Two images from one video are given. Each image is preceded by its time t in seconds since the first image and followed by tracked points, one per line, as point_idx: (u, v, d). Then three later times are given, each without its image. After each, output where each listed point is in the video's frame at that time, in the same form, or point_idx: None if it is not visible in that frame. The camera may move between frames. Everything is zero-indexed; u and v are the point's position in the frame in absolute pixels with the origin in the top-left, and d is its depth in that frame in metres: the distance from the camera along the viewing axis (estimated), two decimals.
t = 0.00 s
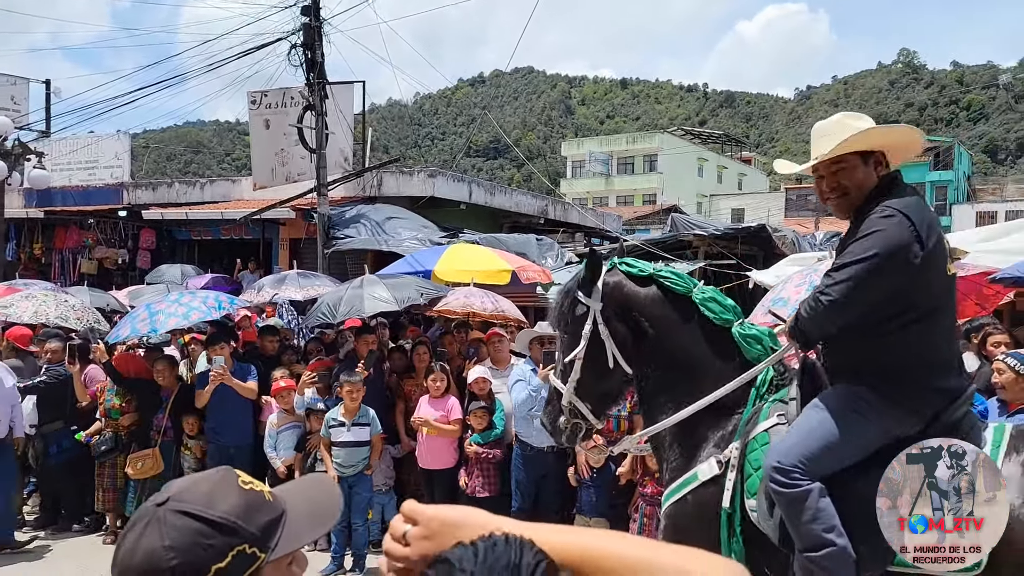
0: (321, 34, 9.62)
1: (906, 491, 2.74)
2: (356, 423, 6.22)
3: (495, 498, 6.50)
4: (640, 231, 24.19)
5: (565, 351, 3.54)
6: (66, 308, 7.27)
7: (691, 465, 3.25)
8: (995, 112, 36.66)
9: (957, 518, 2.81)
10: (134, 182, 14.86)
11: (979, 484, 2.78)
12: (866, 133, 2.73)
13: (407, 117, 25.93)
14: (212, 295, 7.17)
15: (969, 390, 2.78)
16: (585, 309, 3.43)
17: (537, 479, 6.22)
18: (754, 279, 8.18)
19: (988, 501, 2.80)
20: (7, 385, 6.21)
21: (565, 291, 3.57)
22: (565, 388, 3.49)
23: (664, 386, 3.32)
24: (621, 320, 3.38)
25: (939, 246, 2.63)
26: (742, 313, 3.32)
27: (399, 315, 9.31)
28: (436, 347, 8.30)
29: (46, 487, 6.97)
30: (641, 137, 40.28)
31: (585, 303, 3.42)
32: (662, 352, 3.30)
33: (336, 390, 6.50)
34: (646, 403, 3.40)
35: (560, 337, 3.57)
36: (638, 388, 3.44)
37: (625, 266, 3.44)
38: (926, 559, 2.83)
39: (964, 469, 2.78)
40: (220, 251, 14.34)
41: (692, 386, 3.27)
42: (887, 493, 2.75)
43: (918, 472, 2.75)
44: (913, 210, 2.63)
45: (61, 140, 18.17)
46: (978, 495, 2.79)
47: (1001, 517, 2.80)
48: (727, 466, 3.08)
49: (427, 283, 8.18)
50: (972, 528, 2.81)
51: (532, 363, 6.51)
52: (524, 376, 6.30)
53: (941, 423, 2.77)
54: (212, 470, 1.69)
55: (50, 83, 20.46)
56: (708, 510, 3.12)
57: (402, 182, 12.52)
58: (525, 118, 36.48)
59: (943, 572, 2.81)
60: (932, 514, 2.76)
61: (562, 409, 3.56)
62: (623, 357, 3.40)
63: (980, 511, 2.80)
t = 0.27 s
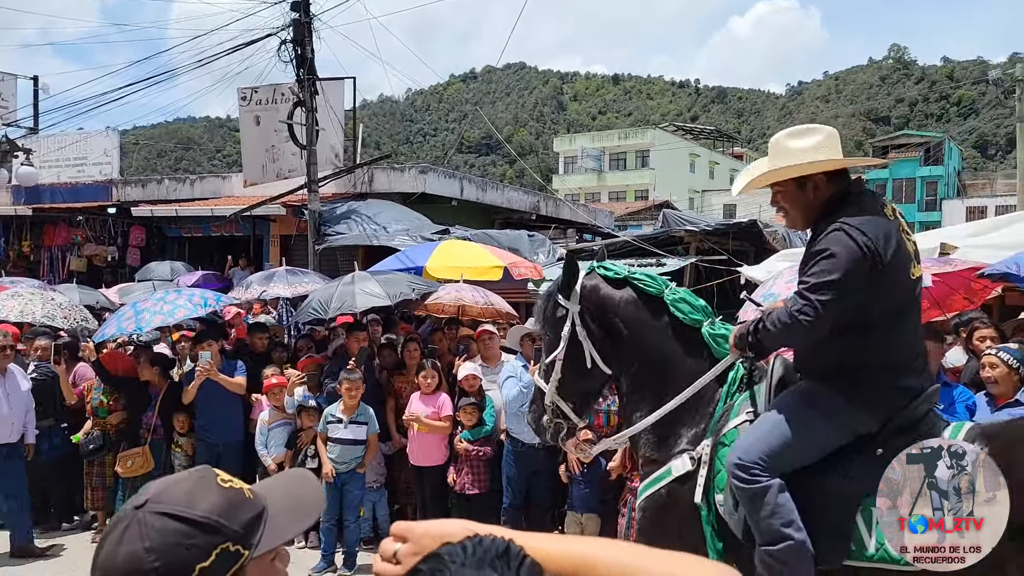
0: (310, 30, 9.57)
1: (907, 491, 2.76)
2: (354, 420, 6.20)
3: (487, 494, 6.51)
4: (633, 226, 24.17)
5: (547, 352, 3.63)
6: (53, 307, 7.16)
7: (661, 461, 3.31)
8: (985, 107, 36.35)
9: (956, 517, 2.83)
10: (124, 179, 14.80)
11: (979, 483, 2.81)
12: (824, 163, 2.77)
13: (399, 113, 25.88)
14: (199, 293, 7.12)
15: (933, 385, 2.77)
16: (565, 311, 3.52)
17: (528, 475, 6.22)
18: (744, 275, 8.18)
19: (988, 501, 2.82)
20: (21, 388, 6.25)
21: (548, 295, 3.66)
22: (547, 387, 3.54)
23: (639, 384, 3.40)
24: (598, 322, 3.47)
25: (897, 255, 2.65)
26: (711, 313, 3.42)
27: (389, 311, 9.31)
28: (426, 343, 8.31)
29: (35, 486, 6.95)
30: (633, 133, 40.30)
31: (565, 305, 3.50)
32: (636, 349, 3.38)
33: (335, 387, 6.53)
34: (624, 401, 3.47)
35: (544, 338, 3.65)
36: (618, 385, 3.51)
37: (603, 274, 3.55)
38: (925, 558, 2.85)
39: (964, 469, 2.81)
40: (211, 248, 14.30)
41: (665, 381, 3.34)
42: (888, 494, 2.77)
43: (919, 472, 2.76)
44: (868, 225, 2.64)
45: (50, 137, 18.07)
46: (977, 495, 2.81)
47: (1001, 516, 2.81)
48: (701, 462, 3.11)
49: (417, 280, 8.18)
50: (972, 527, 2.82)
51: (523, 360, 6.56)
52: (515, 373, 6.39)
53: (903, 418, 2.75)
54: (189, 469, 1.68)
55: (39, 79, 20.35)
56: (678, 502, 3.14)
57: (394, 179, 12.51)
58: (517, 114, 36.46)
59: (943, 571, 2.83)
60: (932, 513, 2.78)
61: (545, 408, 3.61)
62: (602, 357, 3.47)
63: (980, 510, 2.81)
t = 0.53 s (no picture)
0: (300, 28, 9.54)
1: (905, 491, 2.53)
2: (344, 419, 6.19)
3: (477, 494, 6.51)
4: (624, 225, 24.26)
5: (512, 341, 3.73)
6: (40, 308, 7.12)
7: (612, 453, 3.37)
8: (973, 105, 36.75)
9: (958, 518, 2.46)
10: (113, 178, 14.70)
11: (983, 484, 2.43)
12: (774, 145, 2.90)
13: (390, 112, 25.86)
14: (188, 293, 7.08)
15: (874, 377, 2.76)
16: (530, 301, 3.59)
17: (518, 474, 6.21)
18: (733, 273, 8.19)
19: (988, 501, 2.42)
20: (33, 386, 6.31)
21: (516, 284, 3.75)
22: (510, 374, 3.65)
23: (596, 375, 3.47)
24: (562, 313, 3.53)
25: (848, 244, 2.69)
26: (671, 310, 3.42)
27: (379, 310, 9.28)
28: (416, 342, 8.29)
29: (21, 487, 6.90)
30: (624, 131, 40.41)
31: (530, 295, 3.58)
32: (596, 344, 3.44)
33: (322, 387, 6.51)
34: (582, 392, 3.55)
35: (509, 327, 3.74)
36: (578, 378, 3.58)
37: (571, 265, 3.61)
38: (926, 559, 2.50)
39: (963, 469, 2.47)
40: (200, 248, 14.24)
41: (619, 375, 3.41)
42: (886, 493, 2.57)
43: (918, 472, 2.54)
44: (818, 213, 2.69)
45: (38, 136, 17.96)
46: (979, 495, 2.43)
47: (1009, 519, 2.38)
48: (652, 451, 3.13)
49: (405, 278, 8.15)
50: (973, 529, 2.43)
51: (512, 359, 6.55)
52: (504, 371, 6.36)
53: (843, 408, 2.70)
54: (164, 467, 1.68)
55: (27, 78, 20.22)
56: (627, 492, 3.16)
57: (384, 177, 12.49)
58: (509, 113, 36.51)
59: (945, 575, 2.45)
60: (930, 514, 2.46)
61: (508, 396, 3.71)
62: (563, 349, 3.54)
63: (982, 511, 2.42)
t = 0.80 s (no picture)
0: (293, 25, 9.51)
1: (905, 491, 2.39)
2: (333, 416, 6.20)
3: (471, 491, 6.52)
4: (619, 221, 24.29)
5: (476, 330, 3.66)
6: (33, 305, 7.10)
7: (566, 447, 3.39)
8: (966, 101, 36.46)
9: (957, 517, 2.33)
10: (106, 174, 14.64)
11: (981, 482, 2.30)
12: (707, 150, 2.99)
13: (384, 108, 25.82)
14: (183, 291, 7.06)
15: (805, 384, 2.85)
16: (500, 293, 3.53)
17: (513, 471, 6.21)
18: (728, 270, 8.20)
19: (988, 501, 2.29)
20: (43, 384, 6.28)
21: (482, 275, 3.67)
22: (473, 363, 3.59)
23: (555, 370, 3.46)
24: (527, 308, 3.50)
25: (783, 256, 2.78)
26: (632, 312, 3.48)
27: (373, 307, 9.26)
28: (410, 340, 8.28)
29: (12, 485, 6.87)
30: (619, 128, 40.45)
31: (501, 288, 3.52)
32: (559, 341, 3.43)
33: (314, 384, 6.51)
34: (540, 386, 3.55)
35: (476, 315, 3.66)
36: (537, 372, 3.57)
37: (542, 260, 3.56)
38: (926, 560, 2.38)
39: (964, 469, 2.34)
40: (194, 244, 14.21)
41: (578, 371, 3.42)
42: (885, 492, 2.43)
43: (917, 471, 2.40)
44: (757, 221, 2.78)
45: (30, 132, 17.87)
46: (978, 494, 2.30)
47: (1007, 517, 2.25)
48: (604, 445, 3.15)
49: (401, 276, 8.14)
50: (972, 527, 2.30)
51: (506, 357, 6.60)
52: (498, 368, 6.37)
53: (769, 408, 2.81)
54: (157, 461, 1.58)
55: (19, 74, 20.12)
56: (578, 487, 3.16)
57: (378, 174, 12.47)
58: (503, 109, 36.53)
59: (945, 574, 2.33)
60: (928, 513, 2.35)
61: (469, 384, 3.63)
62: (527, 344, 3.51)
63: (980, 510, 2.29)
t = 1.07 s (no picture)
0: (289, 22, 9.49)
1: (905, 490, 2.34)
2: (326, 414, 6.20)
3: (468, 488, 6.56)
4: (614, 219, 24.33)
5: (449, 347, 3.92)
6: (28, 303, 7.08)
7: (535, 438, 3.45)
8: (962, 100, 36.81)
9: (956, 517, 2.35)
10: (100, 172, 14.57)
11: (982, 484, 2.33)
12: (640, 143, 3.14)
13: (379, 105, 25.79)
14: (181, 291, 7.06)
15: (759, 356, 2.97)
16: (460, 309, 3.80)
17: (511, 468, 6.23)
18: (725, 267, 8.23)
19: (988, 501, 2.33)
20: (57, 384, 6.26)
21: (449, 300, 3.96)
22: (449, 383, 3.84)
23: (520, 371, 3.59)
24: (487, 316, 3.71)
25: (730, 234, 2.88)
26: (587, 306, 3.60)
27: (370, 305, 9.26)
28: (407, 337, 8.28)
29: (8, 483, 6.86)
30: (615, 126, 40.45)
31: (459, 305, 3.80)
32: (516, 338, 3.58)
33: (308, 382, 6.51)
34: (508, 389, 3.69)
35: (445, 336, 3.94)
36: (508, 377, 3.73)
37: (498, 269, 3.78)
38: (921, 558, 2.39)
39: (964, 469, 2.34)
40: (190, 242, 14.17)
41: (538, 364, 3.52)
42: (885, 492, 2.36)
43: (918, 471, 2.35)
44: (703, 203, 2.88)
45: (23, 130, 17.79)
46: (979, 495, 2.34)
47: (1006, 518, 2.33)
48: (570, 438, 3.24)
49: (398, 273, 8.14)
50: (972, 528, 2.34)
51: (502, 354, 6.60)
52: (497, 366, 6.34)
53: (732, 382, 2.90)
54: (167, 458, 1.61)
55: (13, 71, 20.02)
56: (546, 480, 3.24)
57: (374, 172, 12.47)
58: (499, 107, 36.51)
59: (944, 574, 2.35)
60: (931, 513, 2.33)
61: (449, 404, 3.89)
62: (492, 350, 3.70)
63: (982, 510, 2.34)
